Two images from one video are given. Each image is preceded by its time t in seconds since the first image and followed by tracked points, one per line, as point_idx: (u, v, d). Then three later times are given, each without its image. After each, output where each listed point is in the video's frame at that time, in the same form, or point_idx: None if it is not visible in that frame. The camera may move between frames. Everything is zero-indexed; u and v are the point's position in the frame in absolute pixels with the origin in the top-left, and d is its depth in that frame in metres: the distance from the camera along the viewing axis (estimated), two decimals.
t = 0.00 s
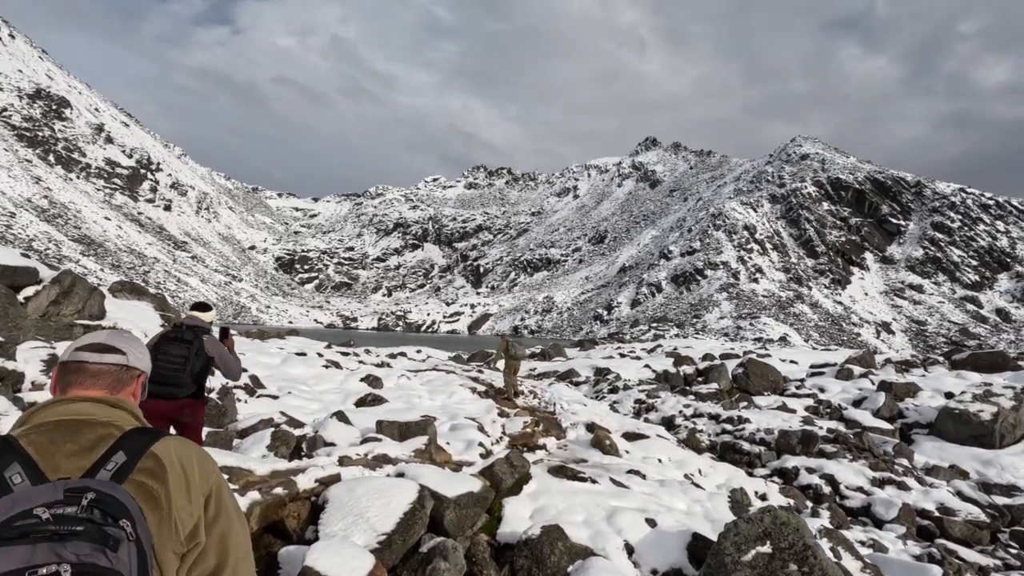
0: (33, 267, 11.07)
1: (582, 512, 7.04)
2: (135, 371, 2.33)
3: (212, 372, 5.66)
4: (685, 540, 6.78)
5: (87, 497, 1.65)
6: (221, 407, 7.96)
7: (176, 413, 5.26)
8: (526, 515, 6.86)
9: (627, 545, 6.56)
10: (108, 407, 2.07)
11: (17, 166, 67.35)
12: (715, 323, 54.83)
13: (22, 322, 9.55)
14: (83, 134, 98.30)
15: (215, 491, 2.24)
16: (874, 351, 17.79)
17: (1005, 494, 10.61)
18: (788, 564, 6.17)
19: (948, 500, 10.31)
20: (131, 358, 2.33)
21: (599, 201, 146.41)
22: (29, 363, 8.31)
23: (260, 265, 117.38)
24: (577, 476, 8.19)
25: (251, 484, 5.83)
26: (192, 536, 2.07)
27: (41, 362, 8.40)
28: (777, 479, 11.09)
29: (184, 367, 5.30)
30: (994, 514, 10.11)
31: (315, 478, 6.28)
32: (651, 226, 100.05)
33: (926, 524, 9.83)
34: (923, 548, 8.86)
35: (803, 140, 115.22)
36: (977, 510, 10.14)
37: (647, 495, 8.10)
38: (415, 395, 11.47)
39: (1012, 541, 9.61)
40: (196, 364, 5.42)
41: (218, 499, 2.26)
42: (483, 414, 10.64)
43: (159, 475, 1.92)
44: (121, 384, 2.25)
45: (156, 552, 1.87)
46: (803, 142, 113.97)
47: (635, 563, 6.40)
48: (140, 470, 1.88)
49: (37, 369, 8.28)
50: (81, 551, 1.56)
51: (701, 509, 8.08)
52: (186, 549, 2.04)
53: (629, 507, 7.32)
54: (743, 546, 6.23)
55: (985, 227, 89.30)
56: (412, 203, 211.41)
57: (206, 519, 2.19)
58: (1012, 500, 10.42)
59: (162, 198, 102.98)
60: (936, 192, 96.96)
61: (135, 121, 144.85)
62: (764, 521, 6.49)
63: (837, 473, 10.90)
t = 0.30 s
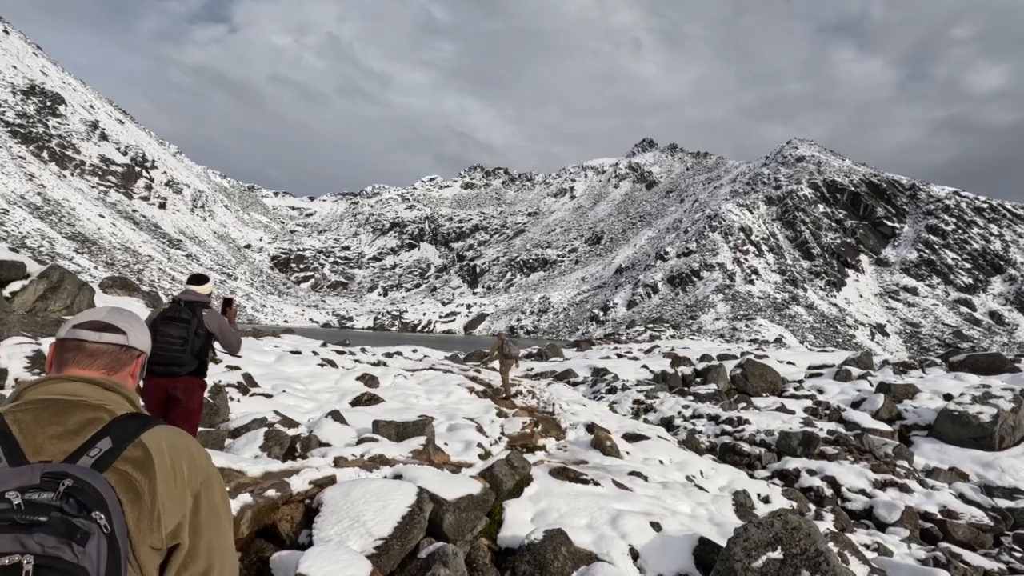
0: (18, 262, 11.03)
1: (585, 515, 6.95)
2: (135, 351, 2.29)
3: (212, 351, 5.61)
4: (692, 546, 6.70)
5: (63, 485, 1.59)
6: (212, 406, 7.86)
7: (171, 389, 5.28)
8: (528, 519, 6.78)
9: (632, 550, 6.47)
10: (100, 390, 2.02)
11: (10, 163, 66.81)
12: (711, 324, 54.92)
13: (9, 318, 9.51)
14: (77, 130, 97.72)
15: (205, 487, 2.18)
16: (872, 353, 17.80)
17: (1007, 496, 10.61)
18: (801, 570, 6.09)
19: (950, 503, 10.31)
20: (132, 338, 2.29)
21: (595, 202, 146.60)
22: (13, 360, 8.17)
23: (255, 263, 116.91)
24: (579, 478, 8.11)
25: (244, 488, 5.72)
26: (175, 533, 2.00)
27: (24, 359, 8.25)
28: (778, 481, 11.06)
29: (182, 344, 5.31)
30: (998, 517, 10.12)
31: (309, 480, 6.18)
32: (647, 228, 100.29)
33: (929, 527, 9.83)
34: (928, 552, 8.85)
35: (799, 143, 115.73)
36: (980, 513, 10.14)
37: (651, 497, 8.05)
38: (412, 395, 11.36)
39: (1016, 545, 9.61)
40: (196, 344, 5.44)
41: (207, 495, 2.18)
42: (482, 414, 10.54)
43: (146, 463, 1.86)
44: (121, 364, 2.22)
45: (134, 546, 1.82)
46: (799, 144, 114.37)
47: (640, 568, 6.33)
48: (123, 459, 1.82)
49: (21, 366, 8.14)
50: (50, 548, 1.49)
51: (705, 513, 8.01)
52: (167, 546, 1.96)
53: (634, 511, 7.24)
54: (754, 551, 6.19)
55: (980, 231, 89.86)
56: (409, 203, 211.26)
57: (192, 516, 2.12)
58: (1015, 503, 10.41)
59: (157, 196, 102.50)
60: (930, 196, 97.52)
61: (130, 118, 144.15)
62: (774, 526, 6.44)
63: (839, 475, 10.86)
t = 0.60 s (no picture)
0: (8, 263, 10.89)
1: (599, 525, 6.83)
2: (144, 361, 2.25)
3: (214, 354, 5.58)
4: (712, 556, 6.59)
5: (51, 498, 1.53)
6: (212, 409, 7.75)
7: (174, 392, 5.29)
8: (541, 529, 6.67)
9: (649, 560, 6.35)
10: (108, 398, 1.98)
11: (7, 163, 66.55)
12: (709, 326, 54.89)
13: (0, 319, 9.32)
14: (74, 131, 97.39)
15: (207, 505, 2.09)
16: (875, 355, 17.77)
17: (1018, 501, 10.54)
18: None
19: (963, 508, 10.26)
20: (141, 346, 2.24)
21: (594, 203, 146.65)
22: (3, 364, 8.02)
23: (253, 264, 116.62)
24: (590, 484, 8.00)
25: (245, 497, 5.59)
26: (172, 551, 1.92)
27: (15, 362, 8.12)
28: (786, 485, 10.99)
29: (183, 351, 5.25)
30: (1011, 522, 10.06)
31: (313, 488, 6.07)
32: (645, 229, 100.35)
33: (942, 533, 9.76)
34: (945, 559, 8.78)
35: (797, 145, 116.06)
36: (993, 518, 10.07)
37: (664, 504, 7.96)
38: (414, 397, 11.26)
39: None
40: (195, 346, 5.36)
41: (208, 513, 2.09)
42: (486, 417, 10.44)
43: (142, 477, 1.79)
44: (129, 374, 2.17)
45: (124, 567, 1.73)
46: (797, 146, 114.64)
47: None
48: (119, 472, 1.74)
49: (12, 369, 8.01)
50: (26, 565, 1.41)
51: (719, 521, 7.93)
52: (164, 563, 1.88)
53: (648, 519, 7.13)
54: (780, 563, 6.09)
55: (977, 233, 90.17)
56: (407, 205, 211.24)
57: (192, 534, 2.03)
58: None
59: (154, 197, 102.22)
60: (928, 198, 97.84)
61: (128, 119, 143.88)
62: (800, 536, 6.36)
63: (848, 479, 10.81)
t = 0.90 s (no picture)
0: (7, 266, 10.86)
1: (617, 536, 6.69)
2: (134, 367, 2.20)
3: (223, 361, 5.45)
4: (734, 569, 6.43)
5: (56, 492, 1.49)
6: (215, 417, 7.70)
7: (185, 406, 5.14)
8: (556, 542, 6.55)
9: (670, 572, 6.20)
10: (102, 401, 1.94)
11: (5, 165, 66.41)
12: (709, 327, 54.84)
13: None
14: (73, 133, 97.44)
15: (209, 497, 2.04)
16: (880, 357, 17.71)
17: None
18: None
19: (978, 514, 10.16)
20: (130, 352, 2.19)
21: (593, 204, 146.77)
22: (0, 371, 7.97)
23: (253, 266, 116.62)
24: (605, 494, 7.85)
25: (250, 513, 5.41)
26: (178, 542, 1.88)
27: (14, 369, 8.05)
28: (797, 491, 10.91)
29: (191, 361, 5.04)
30: None
31: (321, 502, 5.92)
32: (645, 230, 100.49)
33: (958, 539, 9.66)
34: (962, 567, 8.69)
35: (795, 146, 116.25)
36: (1009, 523, 9.98)
37: (679, 513, 7.85)
38: (419, 402, 11.17)
39: None
40: (202, 356, 5.10)
41: (212, 503, 2.04)
42: (493, 423, 10.37)
43: (145, 471, 1.76)
44: (120, 380, 2.12)
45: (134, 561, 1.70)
46: (796, 147, 114.75)
47: None
48: (121, 467, 1.71)
49: (11, 376, 7.94)
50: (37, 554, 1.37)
51: (737, 530, 7.82)
52: (171, 555, 1.84)
53: (667, 531, 6.99)
54: None
55: (977, 233, 90.28)
56: (406, 206, 211.51)
57: (197, 527, 1.99)
58: None
59: (153, 199, 102.22)
60: (927, 199, 97.92)
61: (127, 122, 143.97)
62: (831, 552, 6.28)
63: (861, 484, 10.75)
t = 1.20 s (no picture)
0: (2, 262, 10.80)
1: (627, 538, 6.57)
2: (72, 300, 2.06)
3: (232, 360, 5.37)
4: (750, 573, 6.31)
5: None
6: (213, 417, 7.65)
7: (196, 404, 5.03)
8: (565, 544, 6.45)
9: None
10: (41, 337, 1.84)
11: (5, 165, 66.36)
12: (710, 326, 54.72)
13: None
14: (73, 133, 97.46)
15: (173, 429, 1.99)
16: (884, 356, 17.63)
17: None
18: None
19: (990, 514, 10.04)
20: (64, 287, 2.03)
21: (593, 204, 146.68)
22: None
23: (253, 266, 116.58)
24: (614, 495, 7.72)
25: (249, 518, 5.32)
26: (139, 478, 1.86)
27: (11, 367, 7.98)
28: (804, 491, 10.83)
29: (199, 358, 5.00)
30: None
31: (322, 504, 5.86)
32: (645, 230, 100.49)
33: (970, 540, 9.52)
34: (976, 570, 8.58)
35: (795, 145, 116.21)
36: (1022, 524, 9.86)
37: (690, 515, 7.74)
38: (422, 401, 11.10)
39: None
40: (211, 353, 5.12)
41: (176, 435, 2.00)
42: (497, 422, 10.29)
43: (93, 407, 1.72)
44: (61, 316, 2.02)
45: (91, 494, 1.71)
46: (796, 146, 114.74)
47: None
48: (66, 403, 1.67)
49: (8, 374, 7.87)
50: None
51: (750, 532, 7.70)
52: (134, 490, 1.83)
53: (679, 533, 6.86)
54: None
55: (977, 233, 90.24)
56: (406, 206, 211.54)
57: (156, 462, 1.93)
58: None
59: (153, 198, 102.21)
60: (927, 198, 97.85)
61: (126, 121, 143.98)
62: (853, 555, 6.22)
63: (869, 484, 10.68)
